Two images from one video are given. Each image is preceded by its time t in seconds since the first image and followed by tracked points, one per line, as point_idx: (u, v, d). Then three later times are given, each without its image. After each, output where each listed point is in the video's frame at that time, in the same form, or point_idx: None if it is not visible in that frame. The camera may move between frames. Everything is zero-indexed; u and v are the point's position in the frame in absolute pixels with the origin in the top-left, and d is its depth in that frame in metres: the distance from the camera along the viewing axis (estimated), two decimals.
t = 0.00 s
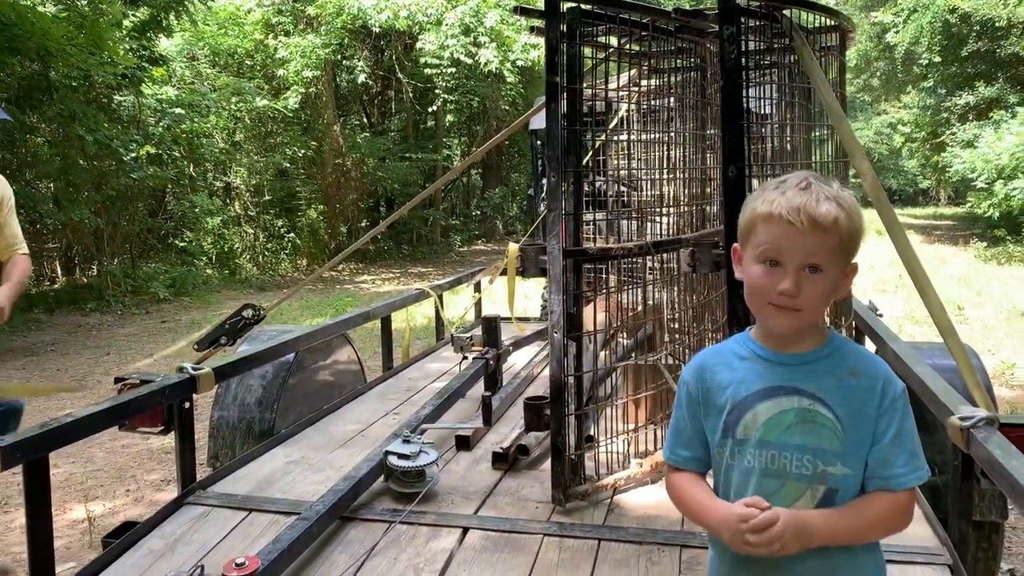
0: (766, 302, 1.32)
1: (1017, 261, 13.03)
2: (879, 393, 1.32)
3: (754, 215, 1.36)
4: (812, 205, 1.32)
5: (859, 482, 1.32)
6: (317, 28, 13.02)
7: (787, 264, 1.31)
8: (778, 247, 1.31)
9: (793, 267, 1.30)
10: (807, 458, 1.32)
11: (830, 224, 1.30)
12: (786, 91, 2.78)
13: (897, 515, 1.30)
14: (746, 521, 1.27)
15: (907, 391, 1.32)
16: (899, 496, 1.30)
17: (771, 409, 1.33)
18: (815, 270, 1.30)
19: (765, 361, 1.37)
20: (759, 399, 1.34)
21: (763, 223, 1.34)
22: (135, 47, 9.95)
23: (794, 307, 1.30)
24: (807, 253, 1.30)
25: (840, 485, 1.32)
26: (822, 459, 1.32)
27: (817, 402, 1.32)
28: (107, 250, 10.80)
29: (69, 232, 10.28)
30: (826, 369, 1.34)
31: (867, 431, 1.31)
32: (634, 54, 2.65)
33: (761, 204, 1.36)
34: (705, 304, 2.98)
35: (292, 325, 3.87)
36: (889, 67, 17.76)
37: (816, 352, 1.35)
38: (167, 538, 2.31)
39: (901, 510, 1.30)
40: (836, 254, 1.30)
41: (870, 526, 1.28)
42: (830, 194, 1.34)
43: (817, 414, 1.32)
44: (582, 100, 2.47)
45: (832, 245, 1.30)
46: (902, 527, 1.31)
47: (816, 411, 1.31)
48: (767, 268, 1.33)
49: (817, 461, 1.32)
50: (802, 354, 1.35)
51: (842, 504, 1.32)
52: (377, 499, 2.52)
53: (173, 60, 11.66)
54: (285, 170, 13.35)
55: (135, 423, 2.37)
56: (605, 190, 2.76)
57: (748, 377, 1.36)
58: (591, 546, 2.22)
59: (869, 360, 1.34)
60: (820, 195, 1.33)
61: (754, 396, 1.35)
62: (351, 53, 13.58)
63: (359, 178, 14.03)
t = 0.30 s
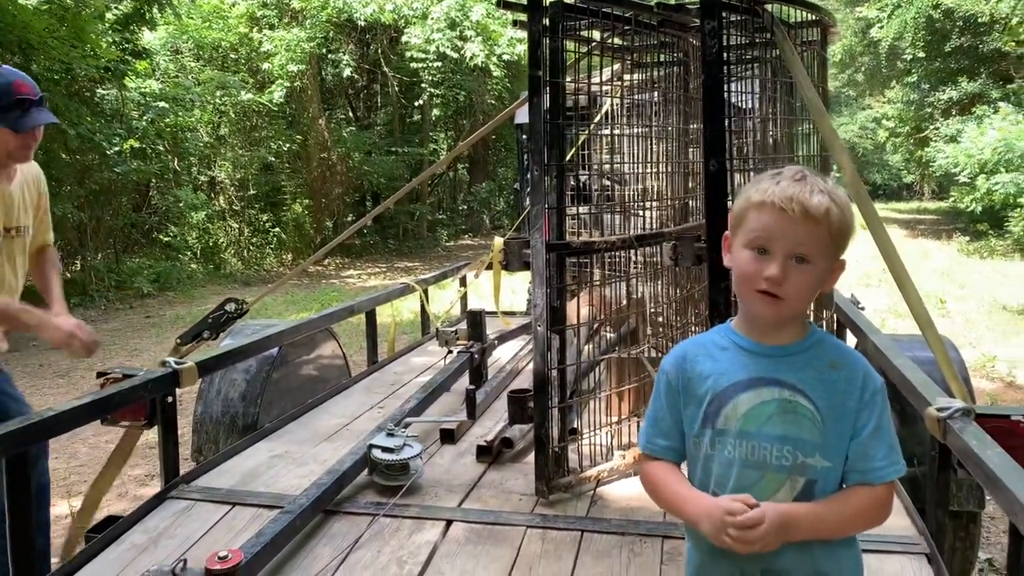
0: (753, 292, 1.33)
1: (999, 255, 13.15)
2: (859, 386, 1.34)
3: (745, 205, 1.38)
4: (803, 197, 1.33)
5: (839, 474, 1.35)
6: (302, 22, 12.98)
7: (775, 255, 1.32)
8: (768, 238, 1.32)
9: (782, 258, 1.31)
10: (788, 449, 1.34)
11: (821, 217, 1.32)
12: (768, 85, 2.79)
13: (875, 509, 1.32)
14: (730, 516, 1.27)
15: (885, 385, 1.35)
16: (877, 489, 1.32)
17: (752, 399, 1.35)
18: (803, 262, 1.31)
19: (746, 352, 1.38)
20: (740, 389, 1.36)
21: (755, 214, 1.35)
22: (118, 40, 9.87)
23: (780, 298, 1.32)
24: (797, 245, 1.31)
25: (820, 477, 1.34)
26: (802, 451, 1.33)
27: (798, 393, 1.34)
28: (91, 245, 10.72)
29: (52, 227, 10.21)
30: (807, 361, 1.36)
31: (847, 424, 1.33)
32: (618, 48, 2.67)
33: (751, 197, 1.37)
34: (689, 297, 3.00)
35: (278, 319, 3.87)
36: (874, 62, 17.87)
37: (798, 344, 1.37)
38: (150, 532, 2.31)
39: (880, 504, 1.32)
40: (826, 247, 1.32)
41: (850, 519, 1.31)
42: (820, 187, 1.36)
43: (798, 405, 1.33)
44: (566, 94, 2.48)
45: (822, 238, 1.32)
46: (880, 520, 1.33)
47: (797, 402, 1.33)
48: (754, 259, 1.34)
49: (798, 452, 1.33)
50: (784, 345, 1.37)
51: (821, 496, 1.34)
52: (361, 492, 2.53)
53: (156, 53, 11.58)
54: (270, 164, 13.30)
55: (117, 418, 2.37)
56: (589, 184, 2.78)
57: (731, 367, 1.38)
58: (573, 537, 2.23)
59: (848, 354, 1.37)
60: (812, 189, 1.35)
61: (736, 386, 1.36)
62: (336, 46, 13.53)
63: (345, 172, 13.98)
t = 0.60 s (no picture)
0: (730, 288, 1.35)
1: (976, 251, 13.28)
2: (839, 383, 1.35)
3: (721, 202, 1.39)
4: (777, 192, 1.34)
5: (819, 472, 1.35)
6: (282, 17, 12.93)
7: (750, 252, 1.33)
8: (743, 234, 1.33)
9: (757, 254, 1.33)
10: (768, 446, 1.35)
11: (794, 212, 1.33)
12: (745, 82, 2.81)
13: (857, 509, 1.33)
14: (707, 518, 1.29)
15: (864, 383, 1.36)
16: (859, 488, 1.33)
17: (731, 395, 1.36)
18: (779, 256, 1.33)
19: (725, 347, 1.39)
20: (719, 384, 1.37)
21: (729, 210, 1.36)
22: (96, 34, 9.76)
23: (757, 294, 1.33)
24: (771, 241, 1.32)
25: (799, 475, 1.35)
26: (781, 447, 1.34)
27: (777, 389, 1.35)
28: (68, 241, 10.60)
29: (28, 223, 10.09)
30: (788, 357, 1.37)
31: (828, 422, 1.34)
32: (596, 44, 2.67)
33: (728, 193, 1.38)
34: (668, 293, 3.02)
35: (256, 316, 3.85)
36: (853, 59, 18.00)
37: (777, 340, 1.38)
38: (126, 530, 2.29)
39: (861, 504, 1.33)
40: (801, 243, 1.33)
41: (830, 518, 1.32)
42: (794, 181, 1.37)
43: (777, 401, 1.35)
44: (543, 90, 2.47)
45: (796, 233, 1.33)
46: (862, 519, 1.34)
47: (777, 398, 1.34)
48: (731, 255, 1.35)
49: (777, 448, 1.34)
50: (763, 341, 1.38)
51: (801, 493, 1.35)
52: (340, 489, 2.53)
53: (135, 47, 11.43)
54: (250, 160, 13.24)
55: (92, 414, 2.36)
56: (568, 181, 2.78)
57: (710, 362, 1.39)
58: (551, 532, 2.24)
59: (827, 351, 1.38)
60: (785, 182, 1.36)
61: (715, 383, 1.38)
62: (317, 42, 13.46)
63: (326, 168, 13.99)
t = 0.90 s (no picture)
0: (703, 287, 1.36)
1: (956, 249, 13.40)
2: (816, 381, 1.36)
3: (693, 202, 1.40)
4: (746, 191, 1.35)
5: (796, 469, 1.36)
6: (265, 14, 12.88)
7: (722, 252, 1.34)
8: (715, 234, 1.35)
9: (728, 254, 1.34)
10: (743, 442, 1.35)
11: (764, 210, 1.33)
12: (726, 80, 2.83)
13: (833, 507, 1.34)
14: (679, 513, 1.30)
15: (840, 381, 1.37)
16: (835, 486, 1.34)
17: (707, 392, 1.37)
18: (750, 255, 1.33)
19: (702, 344, 1.41)
20: (695, 381, 1.38)
21: (700, 210, 1.37)
22: (76, 31, 9.67)
23: (729, 292, 1.34)
24: (742, 240, 1.33)
25: (775, 471, 1.36)
26: (756, 444, 1.35)
27: (753, 386, 1.36)
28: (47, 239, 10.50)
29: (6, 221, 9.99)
30: (764, 355, 1.38)
31: (803, 420, 1.35)
32: (576, 42, 2.67)
33: (700, 192, 1.39)
34: (648, 291, 3.03)
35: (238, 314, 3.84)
36: (835, 58, 18.13)
37: (754, 337, 1.39)
38: (105, 529, 2.28)
39: (838, 502, 1.34)
40: (773, 241, 1.34)
41: (806, 516, 1.33)
42: (765, 180, 1.37)
43: (753, 398, 1.35)
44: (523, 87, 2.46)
45: (767, 231, 1.33)
46: (837, 517, 1.35)
47: (753, 395, 1.35)
48: (703, 255, 1.36)
49: (752, 444, 1.35)
50: (739, 338, 1.39)
51: (776, 489, 1.36)
52: (320, 487, 2.52)
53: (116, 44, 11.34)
54: (232, 158, 13.16)
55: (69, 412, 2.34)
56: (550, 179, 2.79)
57: (687, 359, 1.40)
58: (532, 529, 2.25)
59: (804, 350, 1.39)
60: (754, 181, 1.36)
61: (691, 379, 1.39)
62: (300, 39, 13.40)
63: (309, 166, 13.97)
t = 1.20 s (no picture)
0: (692, 286, 1.37)
1: (943, 248, 13.49)
2: (804, 381, 1.37)
3: (682, 200, 1.41)
4: (732, 190, 1.36)
5: (782, 468, 1.37)
6: (254, 13, 12.86)
7: (709, 250, 1.35)
8: (702, 232, 1.35)
9: (715, 252, 1.35)
10: (730, 439, 1.36)
11: (750, 209, 1.34)
12: (714, 80, 2.85)
13: (819, 505, 1.35)
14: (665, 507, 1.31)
15: (828, 381, 1.38)
16: (822, 485, 1.35)
17: (695, 389, 1.38)
18: (738, 253, 1.34)
19: (691, 341, 1.42)
20: (684, 378, 1.39)
21: (687, 210, 1.38)
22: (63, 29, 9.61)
23: (717, 290, 1.35)
24: (730, 237, 1.34)
25: (762, 469, 1.36)
26: (743, 441, 1.36)
27: (741, 384, 1.37)
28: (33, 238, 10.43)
29: None
30: (752, 354, 1.39)
31: (790, 419, 1.36)
32: (565, 41, 2.68)
33: (688, 191, 1.40)
34: (637, 289, 3.05)
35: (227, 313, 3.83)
36: (824, 58, 18.22)
37: (743, 336, 1.40)
38: (92, 528, 2.27)
39: (824, 501, 1.35)
40: (759, 239, 1.35)
41: (791, 513, 1.33)
42: (752, 177, 1.38)
43: (742, 395, 1.36)
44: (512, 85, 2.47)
45: (754, 229, 1.34)
46: (823, 516, 1.36)
47: (740, 393, 1.36)
48: (692, 254, 1.37)
49: (739, 442, 1.36)
50: (728, 336, 1.40)
51: (762, 487, 1.37)
52: (309, 485, 2.53)
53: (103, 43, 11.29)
54: (221, 157, 13.12)
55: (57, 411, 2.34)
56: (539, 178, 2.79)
57: (675, 355, 1.41)
58: (520, 527, 2.25)
59: (792, 349, 1.40)
60: (740, 179, 1.37)
61: (680, 376, 1.40)
62: (289, 37, 13.37)
63: (298, 165, 14.04)
